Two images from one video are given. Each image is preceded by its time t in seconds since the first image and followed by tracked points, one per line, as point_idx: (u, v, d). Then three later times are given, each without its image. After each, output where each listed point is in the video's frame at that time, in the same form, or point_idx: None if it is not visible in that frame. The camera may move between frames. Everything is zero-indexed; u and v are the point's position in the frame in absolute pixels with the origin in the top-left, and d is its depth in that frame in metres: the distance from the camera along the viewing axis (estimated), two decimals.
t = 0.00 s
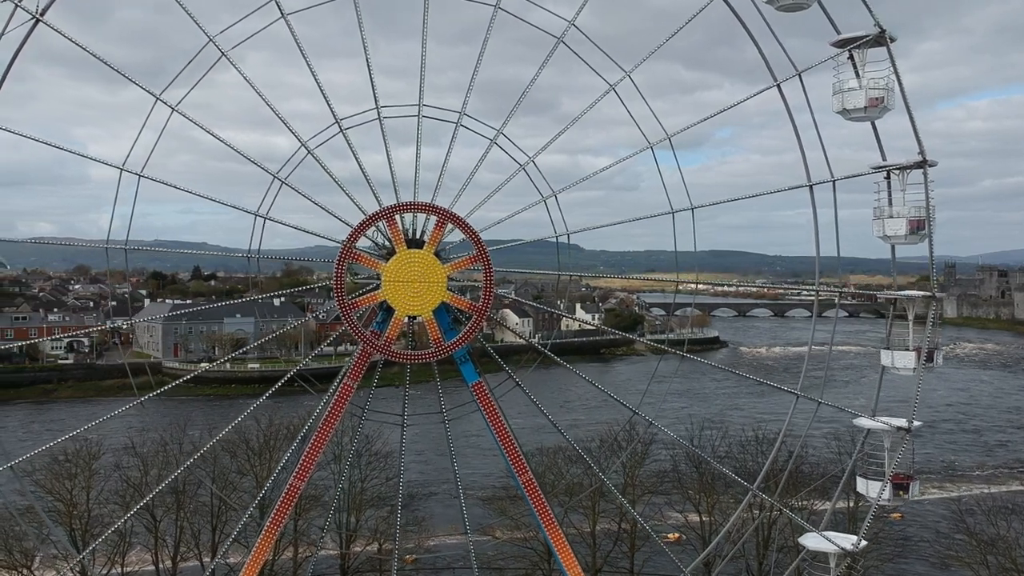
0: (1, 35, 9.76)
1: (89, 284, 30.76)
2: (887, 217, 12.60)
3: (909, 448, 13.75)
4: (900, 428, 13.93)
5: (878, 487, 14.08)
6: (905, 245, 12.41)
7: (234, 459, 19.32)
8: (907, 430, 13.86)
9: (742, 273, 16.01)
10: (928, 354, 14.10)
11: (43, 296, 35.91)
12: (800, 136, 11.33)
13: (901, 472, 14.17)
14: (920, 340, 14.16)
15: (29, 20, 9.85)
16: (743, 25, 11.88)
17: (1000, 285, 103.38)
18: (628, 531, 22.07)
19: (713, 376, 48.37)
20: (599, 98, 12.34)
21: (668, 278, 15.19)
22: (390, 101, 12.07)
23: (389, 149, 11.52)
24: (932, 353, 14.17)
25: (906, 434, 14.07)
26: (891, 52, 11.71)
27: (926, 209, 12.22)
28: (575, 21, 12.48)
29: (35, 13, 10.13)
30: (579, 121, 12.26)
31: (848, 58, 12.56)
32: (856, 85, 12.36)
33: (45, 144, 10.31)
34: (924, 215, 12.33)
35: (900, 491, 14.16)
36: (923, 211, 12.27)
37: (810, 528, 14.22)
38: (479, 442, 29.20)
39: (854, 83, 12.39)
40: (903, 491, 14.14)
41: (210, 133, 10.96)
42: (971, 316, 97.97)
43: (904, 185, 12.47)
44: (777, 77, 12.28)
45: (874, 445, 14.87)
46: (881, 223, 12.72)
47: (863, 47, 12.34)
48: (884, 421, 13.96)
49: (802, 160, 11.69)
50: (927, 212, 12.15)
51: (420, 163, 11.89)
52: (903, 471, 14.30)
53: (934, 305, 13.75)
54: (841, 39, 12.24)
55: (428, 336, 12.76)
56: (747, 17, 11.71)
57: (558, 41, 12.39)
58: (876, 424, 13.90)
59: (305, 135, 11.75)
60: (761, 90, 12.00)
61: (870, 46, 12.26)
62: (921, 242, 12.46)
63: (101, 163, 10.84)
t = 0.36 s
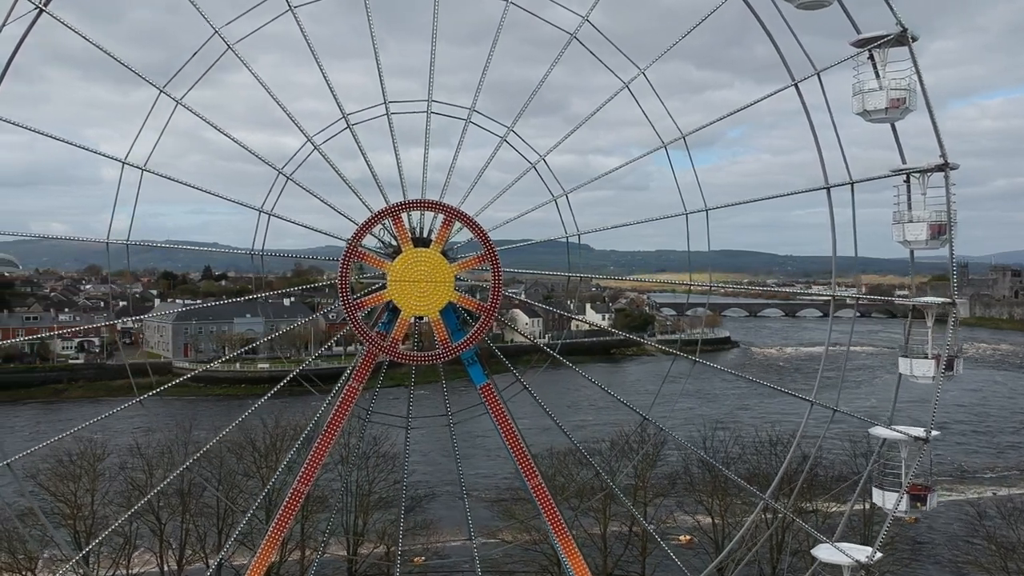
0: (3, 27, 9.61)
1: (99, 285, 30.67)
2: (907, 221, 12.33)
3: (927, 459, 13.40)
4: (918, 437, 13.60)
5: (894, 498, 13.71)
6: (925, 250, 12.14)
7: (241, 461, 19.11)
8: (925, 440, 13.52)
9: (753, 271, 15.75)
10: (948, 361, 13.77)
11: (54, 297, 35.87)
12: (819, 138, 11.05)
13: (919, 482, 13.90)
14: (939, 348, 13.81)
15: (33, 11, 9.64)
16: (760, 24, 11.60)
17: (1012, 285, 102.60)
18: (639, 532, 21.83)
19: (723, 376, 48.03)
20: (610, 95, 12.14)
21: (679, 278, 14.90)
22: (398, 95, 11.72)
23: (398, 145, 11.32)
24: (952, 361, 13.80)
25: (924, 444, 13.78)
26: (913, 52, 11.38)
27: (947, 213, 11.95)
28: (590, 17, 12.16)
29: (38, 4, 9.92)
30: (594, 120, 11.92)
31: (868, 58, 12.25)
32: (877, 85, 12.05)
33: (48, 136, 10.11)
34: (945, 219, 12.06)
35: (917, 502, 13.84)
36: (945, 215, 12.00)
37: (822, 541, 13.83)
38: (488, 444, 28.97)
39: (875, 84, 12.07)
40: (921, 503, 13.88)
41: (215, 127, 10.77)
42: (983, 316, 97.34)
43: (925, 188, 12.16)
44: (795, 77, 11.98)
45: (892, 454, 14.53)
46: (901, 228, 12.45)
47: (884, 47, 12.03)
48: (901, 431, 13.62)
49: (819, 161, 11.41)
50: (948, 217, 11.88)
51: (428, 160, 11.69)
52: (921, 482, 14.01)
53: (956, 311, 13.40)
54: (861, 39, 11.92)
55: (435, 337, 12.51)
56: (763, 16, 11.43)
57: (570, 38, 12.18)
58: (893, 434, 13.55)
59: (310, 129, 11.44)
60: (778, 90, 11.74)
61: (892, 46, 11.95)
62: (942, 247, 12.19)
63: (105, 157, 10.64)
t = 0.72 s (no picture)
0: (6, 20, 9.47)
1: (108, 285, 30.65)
2: (925, 226, 12.10)
3: (942, 469, 13.09)
4: (933, 446, 13.25)
5: (908, 508, 13.42)
6: (943, 254, 11.87)
7: (247, 462, 18.93)
8: (941, 449, 13.19)
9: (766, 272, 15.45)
10: (965, 369, 13.41)
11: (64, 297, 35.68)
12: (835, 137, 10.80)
13: (934, 492, 13.41)
14: (956, 355, 13.46)
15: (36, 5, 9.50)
16: (776, 21, 11.34)
17: None
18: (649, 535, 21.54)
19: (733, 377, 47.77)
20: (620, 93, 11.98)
21: (689, 278, 14.63)
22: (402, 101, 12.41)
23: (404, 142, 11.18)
24: (970, 369, 13.43)
25: (940, 453, 13.42)
26: (933, 52, 11.11)
27: (967, 216, 11.69)
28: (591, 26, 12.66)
29: None
30: (594, 123, 12.41)
31: (886, 58, 11.97)
32: (894, 86, 11.77)
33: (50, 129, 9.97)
34: (965, 222, 11.81)
35: (933, 513, 13.35)
36: (963, 218, 11.76)
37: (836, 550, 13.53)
38: (496, 445, 28.74)
39: (893, 85, 11.79)
40: (937, 513, 13.35)
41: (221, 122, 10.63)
42: (995, 316, 96.70)
43: (943, 191, 11.87)
44: (811, 77, 11.73)
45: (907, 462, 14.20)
46: (919, 232, 12.21)
47: (903, 47, 11.75)
48: (916, 440, 13.29)
49: (835, 161, 11.17)
50: (967, 220, 11.62)
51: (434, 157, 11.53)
52: (936, 492, 13.52)
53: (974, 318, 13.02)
54: (880, 38, 11.62)
55: (440, 338, 12.30)
56: (779, 15, 11.17)
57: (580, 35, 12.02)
58: (907, 442, 13.25)
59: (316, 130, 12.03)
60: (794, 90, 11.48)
61: (910, 45, 11.67)
62: (962, 252, 11.91)
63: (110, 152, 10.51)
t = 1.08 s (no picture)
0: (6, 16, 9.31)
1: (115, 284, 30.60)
2: (944, 229, 12.01)
3: (958, 480, 12.69)
4: (949, 456, 12.85)
5: (923, 519, 13.09)
6: (963, 259, 11.81)
7: (252, 465, 18.73)
8: (957, 459, 12.77)
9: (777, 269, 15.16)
10: (983, 377, 13.11)
11: (73, 297, 35.60)
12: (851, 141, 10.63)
13: (950, 501, 13.25)
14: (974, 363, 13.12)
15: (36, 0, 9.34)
16: (792, 21, 11.13)
17: None
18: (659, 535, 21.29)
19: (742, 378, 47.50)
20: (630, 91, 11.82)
21: (698, 279, 14.39)
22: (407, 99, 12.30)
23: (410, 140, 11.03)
24: (988, 377, 13.14)
25: (956, 463, 13.03)
26: (954, 52, 10.86)
27: (986, 220, 11.58)
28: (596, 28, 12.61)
29: None
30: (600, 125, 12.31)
31: (904, 58, 11.70)
32: (913, 87, 11.51)
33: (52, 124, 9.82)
34: (984, 227, 11.72)
35: (949, 523, 13.23)
36: (983, 223, 11.65)
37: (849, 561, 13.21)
38: (504, 447, 28.52)
39: (911, 86, 11.54)
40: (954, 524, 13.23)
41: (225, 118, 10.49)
42: (1006, 316, 96.00)
43: (962, 195, 11.58)
44: (827, 77, 11.49)
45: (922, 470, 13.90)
46: (938, 236, 12.14)
47: (922, 47, 11.49)
48: (931, 449, 12.96)
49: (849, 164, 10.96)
50: (987, 224, 11.52)
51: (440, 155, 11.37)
52: (952, 501, 13.36)
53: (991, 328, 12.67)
54: (897, 39, 11.38)
55: (447, 339, 12.09)
56: (794, 14, 10.96)
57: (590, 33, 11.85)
58: (922, 452, 12.89)
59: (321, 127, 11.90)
60: (809, 91, 11.29)
61: (930, 45, 11.41)
62: (982, 256, 11.84)
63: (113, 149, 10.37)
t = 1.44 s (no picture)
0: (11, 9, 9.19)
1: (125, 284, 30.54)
2: (966, 235, 12.20)
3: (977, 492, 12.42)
4: (967, 468, 12.56)
5: (941, 533, 12.79)
6: (985, 266, 11.99)
7: (259, 467, 18.53)
8: (976, 471, 12.47)
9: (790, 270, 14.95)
10: (1005, 388, 12.70)
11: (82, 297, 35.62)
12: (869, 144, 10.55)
13: (969, 515, 12.84)
14: (995, 372, 12.78)
15: None
16: (812, 23, 11.07)
17: None
18: (671, 539, 21.03)
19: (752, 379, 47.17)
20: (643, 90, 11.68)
21: (709, 280, 14.12)
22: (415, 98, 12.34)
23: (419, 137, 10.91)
24: (1010, 388, 12.72)
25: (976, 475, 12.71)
26: (978, 52, 10.69)
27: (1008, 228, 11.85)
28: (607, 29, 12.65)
29: None
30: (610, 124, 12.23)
31: (926, 59, 11.50)
32: (936, 89, 11.41)
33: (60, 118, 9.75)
34: (1005, 234, 11.98)
35: (969, 538, 12.80)
36: (1005, 230, 11.91)
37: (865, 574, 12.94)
38: (513, 449, 28.29)
39: (934, 87, 11.44)
40: (973, 539, 12.80)
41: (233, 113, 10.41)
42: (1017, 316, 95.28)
43: (983, 200, 11.29)
44: (846, 77, 11.30)
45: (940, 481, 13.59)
46: (958, 242, 12.33)
47: (944, 47, 11.29)
48: (950, 461, 12.63)
49: (868, 168, 10.86)
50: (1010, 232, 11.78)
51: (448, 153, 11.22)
52: (971, 515, 12.94)
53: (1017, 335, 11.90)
54: (919, 40, 11.26)
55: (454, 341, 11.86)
56: (813, 15, 10.85)
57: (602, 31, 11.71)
58: (940, 464, 12.58)
59: (327, 124, 11.89)
60: (828, 92, 11.22)
61: (952, 46, 11.21)
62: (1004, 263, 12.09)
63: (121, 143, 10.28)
